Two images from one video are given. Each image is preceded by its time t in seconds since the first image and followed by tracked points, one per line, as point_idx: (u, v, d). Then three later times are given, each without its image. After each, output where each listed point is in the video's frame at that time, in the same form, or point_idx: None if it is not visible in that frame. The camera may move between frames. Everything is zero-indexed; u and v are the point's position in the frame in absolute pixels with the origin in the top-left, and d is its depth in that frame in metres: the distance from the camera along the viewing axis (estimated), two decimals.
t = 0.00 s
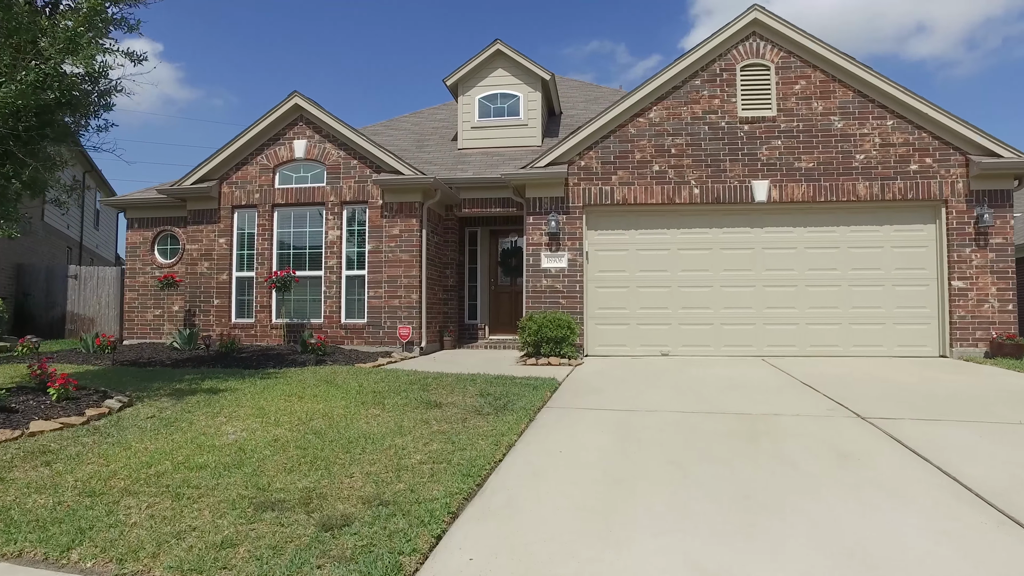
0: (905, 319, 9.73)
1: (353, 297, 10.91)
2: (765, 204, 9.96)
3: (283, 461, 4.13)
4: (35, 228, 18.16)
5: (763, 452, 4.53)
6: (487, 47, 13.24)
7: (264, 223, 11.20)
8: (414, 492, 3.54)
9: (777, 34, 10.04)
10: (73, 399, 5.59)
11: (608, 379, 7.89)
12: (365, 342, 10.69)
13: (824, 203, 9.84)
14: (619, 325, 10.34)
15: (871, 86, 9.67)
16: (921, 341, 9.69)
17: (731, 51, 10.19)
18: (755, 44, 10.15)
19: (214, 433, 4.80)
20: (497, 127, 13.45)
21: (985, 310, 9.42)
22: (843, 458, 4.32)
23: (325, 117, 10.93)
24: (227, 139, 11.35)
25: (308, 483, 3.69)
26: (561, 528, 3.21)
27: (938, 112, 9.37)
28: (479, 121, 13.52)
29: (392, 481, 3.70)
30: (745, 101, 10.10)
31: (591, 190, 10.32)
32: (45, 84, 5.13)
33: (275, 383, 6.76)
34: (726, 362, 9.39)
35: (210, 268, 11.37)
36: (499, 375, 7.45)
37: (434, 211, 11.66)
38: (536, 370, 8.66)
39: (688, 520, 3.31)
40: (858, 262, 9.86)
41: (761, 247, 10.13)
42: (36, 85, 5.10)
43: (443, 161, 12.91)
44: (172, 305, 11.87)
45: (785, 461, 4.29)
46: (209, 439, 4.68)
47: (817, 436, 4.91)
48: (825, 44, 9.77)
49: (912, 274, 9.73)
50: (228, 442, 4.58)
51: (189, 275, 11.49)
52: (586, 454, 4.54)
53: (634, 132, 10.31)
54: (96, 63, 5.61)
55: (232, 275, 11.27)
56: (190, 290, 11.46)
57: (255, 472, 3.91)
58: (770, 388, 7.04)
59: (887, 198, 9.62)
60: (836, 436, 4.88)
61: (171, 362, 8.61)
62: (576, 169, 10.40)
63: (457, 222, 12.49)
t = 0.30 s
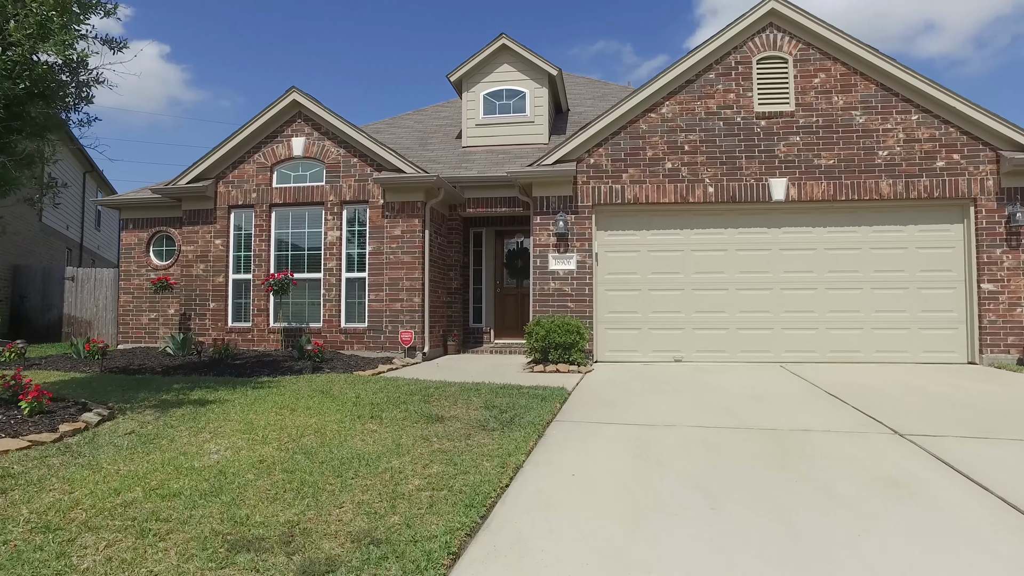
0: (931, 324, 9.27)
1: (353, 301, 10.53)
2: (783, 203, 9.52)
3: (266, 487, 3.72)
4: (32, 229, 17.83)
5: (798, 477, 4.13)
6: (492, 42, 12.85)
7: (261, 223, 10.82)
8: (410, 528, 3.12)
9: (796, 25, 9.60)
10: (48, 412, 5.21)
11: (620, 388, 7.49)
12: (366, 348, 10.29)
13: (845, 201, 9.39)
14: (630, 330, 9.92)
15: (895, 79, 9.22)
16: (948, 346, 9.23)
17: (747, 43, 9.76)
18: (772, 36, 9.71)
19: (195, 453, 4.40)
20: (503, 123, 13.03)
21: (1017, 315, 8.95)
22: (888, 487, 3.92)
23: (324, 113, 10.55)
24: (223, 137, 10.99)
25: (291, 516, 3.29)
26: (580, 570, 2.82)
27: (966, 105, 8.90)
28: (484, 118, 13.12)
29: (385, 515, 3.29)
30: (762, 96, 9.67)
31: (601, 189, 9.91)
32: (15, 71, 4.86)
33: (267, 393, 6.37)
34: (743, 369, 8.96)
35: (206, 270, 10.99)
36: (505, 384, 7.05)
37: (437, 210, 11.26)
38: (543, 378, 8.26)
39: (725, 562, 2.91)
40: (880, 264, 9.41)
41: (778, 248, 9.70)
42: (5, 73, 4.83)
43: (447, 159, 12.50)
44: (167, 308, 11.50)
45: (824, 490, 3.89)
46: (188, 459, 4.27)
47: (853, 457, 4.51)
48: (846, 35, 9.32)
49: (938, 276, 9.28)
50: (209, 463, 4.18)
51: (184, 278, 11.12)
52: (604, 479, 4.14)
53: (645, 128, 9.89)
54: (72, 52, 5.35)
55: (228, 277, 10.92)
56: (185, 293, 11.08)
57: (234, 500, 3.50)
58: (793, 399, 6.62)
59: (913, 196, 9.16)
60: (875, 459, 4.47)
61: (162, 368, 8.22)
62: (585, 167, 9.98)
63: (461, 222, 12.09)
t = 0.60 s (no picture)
0: (965, 327, 8.79)
1: (358, 302, 10.17)
2: (808, 199, 9.07)
3: (253, 512, 3.32)
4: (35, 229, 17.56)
5: (848, 504, 3.73)
6: (502, 35, 12.46)
7: (264, 222, 10.47)
8: (414, 566, 2.72)
9: (821, 13, 9.15)
10: (27, 423, 4.84)
11: (638, 395, 7.07)
12: (371, 351, 9.92)
13: (874, 198, 8.93)
14: (646, 332, 9.50)
15: (926, 68, 8.76)
16: (984, 350, 8.74)
17: (769, 32, 9.31)
18: (796, 24, 9.26)
19: (180, 469, 4.01)
20: (513, 119, 12.63)
21: None
22: (952, 517, 3.52)
23: (328, 108, 10.18)
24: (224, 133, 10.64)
25: (279, 549, 2.89)
26: None
27: (1004, 95, 8.42)
28: (494, 114, 12.72)
29: (386, 548, 2.89)
30: (786, 87, 9.21)
31: (616, 185, 9.49)
32: None
33: (264, 402, 5.99)
34: (767, 374, 8.53)
35: (206, 270, 10.65)
36: (518, 391, 6.64)
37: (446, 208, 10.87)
38: (557, 383, 7.85)
39: None
40: (911, 264, 8.95)
41: (803, 246, 9.25)
42: None
43: (455, 156, 12.12)
44: (168, 310, 11.15)
45: (880, 520, 3.49)
46: (171, 476, 3.88)
47: (904, 480, 4.10)
48: (875, 23, 8.85)
49: (973, 276, 8.80)
50: (193, 482, 3.79)
51: (184, 278, 10.77)
52: (631, 501, 3.75)
53: (662, 121, 9.46)
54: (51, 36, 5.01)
55: (230, 278, 10.58)
56: (185, 294, 10.74)
57: (215, 528, 3.10)
58: (824, 408, 6.20)
59: (946, 192, 8.69)
60: (928, 482, 4.07)
61: (159, 373, 7.87)
62: (599, 162, 9.56)
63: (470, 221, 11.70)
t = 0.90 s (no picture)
0: (999, 330, 8.35)
1: (361, 304, 9.80)
2: (832, 195, 8.64)
3: (237, 543, 2.94)
4: (33, 229, 17.25)
5: (905, 531, 3.33)
6: (510, 27, 12.08)
7: (263, 220, 10.11)
8: None
9: None
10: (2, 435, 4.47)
11: (656, 403, 6.68)
12: (375, 354, 9.55)
13: (901, 194, 8.50)
14: (661, 335, 9.10)
15: (957, 57, 8.33)
16: (1018, 355, 8.30)
17: (791, 21, 8.89)
18: (818, 12, 8.84)
19: (162, 489, 3.63)
20: (521, 114, 12.24)
21: None
22: None
23: (330, 102, 9.82)
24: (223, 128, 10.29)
25: None
26: None
27: None
28: (501, 109, 12.35)
29: None
30: (808, 78, 8.79)
31: (630, 182, 9.09)
32: None
33: (260, 410, 5.62)
34: (790, 380, 8.12)
35: (205, 271, 10.30)
36: (530, 399, 6.26)
37: (452, 206, 10.50)
38: (569, 389, 7.46)
39: None
40: (940, 263, 8.52)
41: (826, 246, 8.83)
42: None
43: (462, 152, 11.74)
44: (165, 311, 10.80)
45: (946, 550, 3.09)
46: (151, 498, 3.50)
47: (960, 500, 3.70)
48: (903, 10, 8.42)
49: (1007, 276, 8.36)
50: (175, 505, 3.41)
51: (182, 279, 10.42)
52: (662, 528, 3.36)
53: (678, 115, 9.06)
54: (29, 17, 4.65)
55: (229, 278, 10.23)
56: (182, 295, 10.39)
57: (193, 564, 2.71)
58: (856, 418, 5.79)
59: (979, 188, 8.26)
60: (990, 503, 3.66)
61: (152, 378, 7.51)
62: (613, 158, 9.17)
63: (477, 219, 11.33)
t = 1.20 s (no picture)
0: None
1: (359, 300, 9.43)
2: (852, 186, 8.24)
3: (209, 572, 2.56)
4: (26, 225, 16.88)
5: (966, 551, 2.93)
6: (514, 14, 11.68)
7: (258, 213, 9.73)
8: None
9: None
10: None
11: (670, 403, 6.30)
12: (374, 353, 9.17)
13: (925, 185, 8.10)
14: (673, 333, 8.73)
15: (986, 40, 7.93)
16: None
17: (809, 3, 8.48)
18: None
19: (132, 505, 3.24)
20: (525, 104, 11.85)
21: None
22: None
23: (328, 90, 9.44)
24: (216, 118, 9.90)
25: None
26: None
27: None
28: (505, 99, 11.95)
29: None
30: (828, 63, 8.38)
31: (640, 172, 8.71)
32: None
33: (249, 414, 5.24)
34: (808, 379, 7.75)
35: (197, 266, 9.92)
36: (537, 400, 5.89)
37: (454, 199, 10.12)
38: (578, 389, 7.09)
39: None
40: (966, 257, 8.13)
41: (845, 239, 8.44)
42: None
43: (464, 143, 11.35)
44: (157, 308, 10.42)
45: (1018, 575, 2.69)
46: (117, 514, 3.12)
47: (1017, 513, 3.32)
48: None
49: None
50: (143, 524, 3.03)
51: (174, 274, 10.04)
52: (690, 549, 2.98)
53: (691, 102, 8.66)
54: None
55: (222, 274, 9.85)
56: (175, 291, 10.01)
57: None
58: (886, 419, 5.41)
59: (1008, 177, 7.86)
60: None
61: (139, 378, 7.14)
62: (622, 147, 8.79)
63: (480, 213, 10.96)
